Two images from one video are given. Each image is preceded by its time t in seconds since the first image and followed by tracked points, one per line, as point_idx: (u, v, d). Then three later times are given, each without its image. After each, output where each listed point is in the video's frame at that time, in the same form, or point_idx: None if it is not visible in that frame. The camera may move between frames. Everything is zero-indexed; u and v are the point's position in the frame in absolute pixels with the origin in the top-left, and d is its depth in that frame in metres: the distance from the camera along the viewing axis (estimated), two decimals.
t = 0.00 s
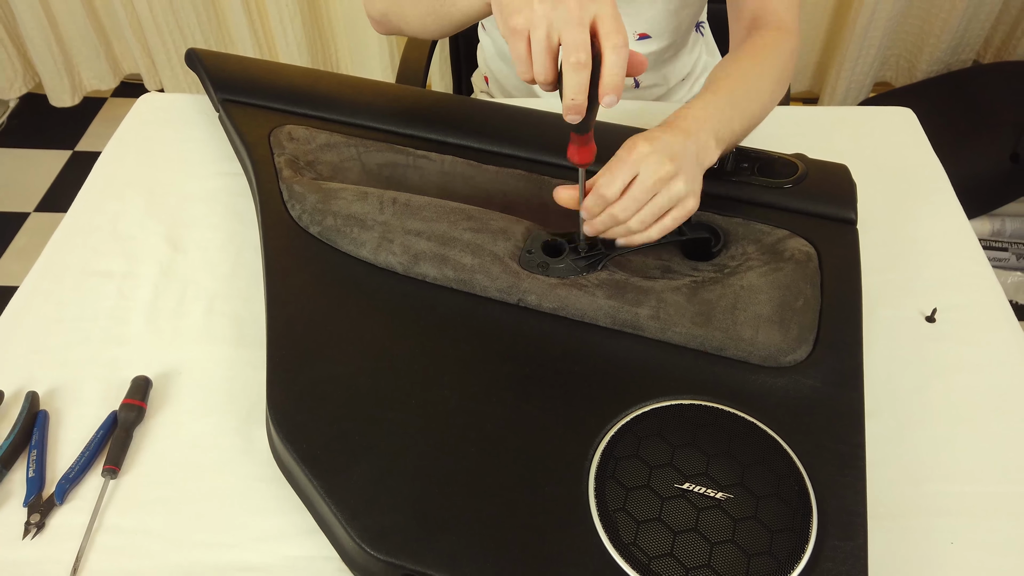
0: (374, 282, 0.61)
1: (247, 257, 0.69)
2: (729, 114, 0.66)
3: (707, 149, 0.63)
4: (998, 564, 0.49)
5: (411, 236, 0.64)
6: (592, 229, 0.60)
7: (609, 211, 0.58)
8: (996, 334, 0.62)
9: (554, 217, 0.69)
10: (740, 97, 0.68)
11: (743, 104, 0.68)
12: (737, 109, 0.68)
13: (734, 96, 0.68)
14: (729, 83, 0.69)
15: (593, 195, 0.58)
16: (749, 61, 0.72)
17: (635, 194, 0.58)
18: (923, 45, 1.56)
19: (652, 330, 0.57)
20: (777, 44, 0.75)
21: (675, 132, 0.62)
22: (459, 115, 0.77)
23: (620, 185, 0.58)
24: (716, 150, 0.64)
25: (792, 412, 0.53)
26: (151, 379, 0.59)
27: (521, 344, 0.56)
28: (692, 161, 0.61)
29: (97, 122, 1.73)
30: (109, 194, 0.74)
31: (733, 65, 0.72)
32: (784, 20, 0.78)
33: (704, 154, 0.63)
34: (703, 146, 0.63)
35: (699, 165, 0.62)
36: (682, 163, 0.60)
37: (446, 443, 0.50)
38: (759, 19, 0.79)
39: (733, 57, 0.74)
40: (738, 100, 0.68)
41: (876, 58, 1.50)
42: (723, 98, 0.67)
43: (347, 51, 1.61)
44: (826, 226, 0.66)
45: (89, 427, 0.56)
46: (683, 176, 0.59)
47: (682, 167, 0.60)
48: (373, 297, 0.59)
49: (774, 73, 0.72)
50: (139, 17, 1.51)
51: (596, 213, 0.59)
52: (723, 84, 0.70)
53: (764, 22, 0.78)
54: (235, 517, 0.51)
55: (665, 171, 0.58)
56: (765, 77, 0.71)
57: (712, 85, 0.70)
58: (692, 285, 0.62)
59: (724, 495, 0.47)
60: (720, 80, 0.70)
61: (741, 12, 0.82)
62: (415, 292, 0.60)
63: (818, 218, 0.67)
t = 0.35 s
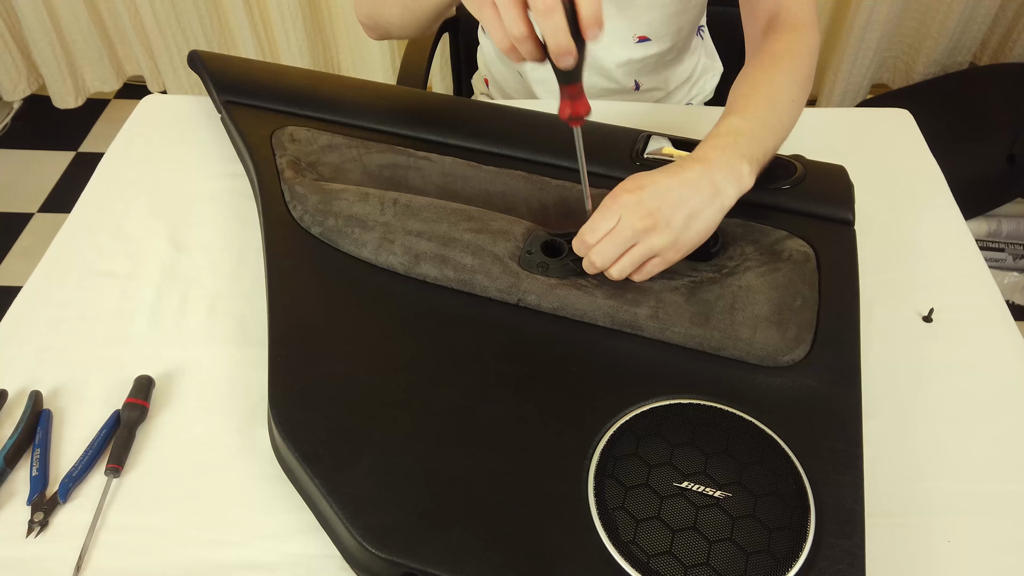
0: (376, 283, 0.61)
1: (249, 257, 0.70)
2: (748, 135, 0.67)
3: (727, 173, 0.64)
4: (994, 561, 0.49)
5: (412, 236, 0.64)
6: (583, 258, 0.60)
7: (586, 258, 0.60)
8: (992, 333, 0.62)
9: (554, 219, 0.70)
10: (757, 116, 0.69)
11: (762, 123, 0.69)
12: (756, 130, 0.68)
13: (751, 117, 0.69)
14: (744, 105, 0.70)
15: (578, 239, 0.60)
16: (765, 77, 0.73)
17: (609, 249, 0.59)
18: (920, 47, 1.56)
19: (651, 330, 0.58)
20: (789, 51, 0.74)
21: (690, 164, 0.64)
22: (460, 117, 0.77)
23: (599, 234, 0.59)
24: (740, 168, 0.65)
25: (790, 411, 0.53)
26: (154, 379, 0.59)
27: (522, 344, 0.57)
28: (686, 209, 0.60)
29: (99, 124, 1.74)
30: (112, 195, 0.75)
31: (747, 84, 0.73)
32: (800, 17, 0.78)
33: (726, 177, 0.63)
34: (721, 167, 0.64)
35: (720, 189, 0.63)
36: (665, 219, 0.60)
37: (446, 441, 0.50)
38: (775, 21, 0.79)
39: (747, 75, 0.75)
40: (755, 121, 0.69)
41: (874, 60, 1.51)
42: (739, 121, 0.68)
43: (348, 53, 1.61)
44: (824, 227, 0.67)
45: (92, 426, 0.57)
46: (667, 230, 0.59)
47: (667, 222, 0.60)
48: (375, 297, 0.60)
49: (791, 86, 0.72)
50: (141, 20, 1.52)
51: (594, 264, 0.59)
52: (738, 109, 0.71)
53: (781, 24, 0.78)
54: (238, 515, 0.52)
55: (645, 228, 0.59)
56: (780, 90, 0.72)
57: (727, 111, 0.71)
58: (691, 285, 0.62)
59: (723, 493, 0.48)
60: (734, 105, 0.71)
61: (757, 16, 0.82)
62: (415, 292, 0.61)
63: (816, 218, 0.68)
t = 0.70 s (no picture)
0: (376, 283, 0.61)
1: (250, 257, 0.70)
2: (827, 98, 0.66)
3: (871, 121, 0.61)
4: (993, 560, 0.49)
5: (412, 237, 0.64)
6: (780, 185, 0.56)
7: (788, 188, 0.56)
8: (992, 333, 0.62)
9: (554, 216, 0.70)
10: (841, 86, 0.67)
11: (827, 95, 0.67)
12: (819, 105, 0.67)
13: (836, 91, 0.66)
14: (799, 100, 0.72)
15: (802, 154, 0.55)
16: (843, 58, 0.71)
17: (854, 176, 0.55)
18: (919, 47, 1.56)
19: (651, 330, 0.58)
20: (822, 44, 0.73)
21: (854, 121, 0.59)
22: (460, 117, 0.77)
23: (815, 170, 0.55)
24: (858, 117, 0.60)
25: (790, 410, 0.53)
26: (154, 379, 0.59)
27: (522, 344, 0.57)
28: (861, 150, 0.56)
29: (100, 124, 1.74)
30: (113, 196, 0.75)
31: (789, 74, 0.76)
32: (824, 13, 0.78)
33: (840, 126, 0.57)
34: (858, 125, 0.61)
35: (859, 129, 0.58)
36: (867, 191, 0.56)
37: (447, 441, 0.50)
38: (801, 24, 0.78)
39: (796, 66, 0.75)
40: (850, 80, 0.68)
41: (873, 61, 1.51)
42: (853, 95, 0.65)
43: (348, 53, 1.62)
44: (823, 227, 0.67)
45: (93, 426, 0.57)
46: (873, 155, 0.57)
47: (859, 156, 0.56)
48: (375, 297, 0.60)
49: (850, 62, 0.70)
50: (142, 21, 1.52)
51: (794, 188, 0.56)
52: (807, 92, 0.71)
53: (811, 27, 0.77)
54: (238, 515, 0.52)
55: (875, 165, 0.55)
56: (842, 65, 0.70)
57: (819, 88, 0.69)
58: (690, 285, 0.62)
59: (722, 493, 0.48)
60: (814, 86, 0.70)
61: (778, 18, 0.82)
62: (416, 292, 0.61)
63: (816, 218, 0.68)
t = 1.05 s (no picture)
0: (376, 283, 0.61)
1: (251, 257, 0.70)
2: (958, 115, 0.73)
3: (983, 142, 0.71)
4: (991, 559, 0.49)
5: (412, 237, 0.64)
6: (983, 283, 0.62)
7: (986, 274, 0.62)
8: (990, 333, 0.63)
9: (554, 217, 0.70)
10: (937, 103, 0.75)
11: (917, 100, 0.76)
12: (913, 108, 0.76)
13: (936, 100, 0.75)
14: (873, 91, 0.81)
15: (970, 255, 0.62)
16: (916, 59, 0.78)
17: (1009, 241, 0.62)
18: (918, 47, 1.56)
19: (650, 330, 0.58)
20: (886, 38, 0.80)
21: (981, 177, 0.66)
22: (460, 117, 0.77)
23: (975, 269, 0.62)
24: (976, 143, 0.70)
25: (789, 410, 0.53)
26: (155, 378, 0.60)
27: (521, 343, 0.57)
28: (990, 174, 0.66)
29: (102, 125, 1.74)
30: (114, 196, 0.75)
31: (875, 64, 0.80)
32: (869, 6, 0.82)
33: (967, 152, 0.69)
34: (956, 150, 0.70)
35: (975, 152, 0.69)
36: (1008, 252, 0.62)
37: (447, 440, 0.50)
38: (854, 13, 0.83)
39: (888, 65, 0.79)
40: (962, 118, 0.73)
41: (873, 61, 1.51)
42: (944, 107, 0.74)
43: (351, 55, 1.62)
44: (823, 227, 0.67)
45: (94, 426, 0.57)
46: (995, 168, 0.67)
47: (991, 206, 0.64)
48: (375, 296, 0.60)
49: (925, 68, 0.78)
50: (144, 22, 1.52)
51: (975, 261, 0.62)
52: (886, 94, 0.79)
53: (865, 21, 0.82)
54: (239, 514, 0.52)
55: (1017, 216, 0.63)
56: (926, 71, 0.77)
57: (905, 97, 0.77)
58: (690, 285, 0.62)
59: (722, 492, 0.48)
60: (882, 88, 0.79)
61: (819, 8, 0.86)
62: (415, 292, 0.61)
63: (815, 218, 0.68)
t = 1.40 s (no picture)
0: (377, 283, 0.62)
1: (252, 257, 0.70)
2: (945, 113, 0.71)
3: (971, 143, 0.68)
4: (988, 557, 0.49)
5: (413, 237, 0.65)
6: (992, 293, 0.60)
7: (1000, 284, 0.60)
8: (988, 333, 0.63)
9: (554, 218, 0.70)
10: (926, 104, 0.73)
11: (903, 101, 0.75)
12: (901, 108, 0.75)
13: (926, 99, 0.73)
14: (860, 100, 0.80)
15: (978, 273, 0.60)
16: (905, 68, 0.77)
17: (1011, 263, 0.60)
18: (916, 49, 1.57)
19: (649, 330, 0.58)
20: (873, 51, 0.80)
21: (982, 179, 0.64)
22: (460, 118, 0.78)
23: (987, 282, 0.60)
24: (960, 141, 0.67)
25: (787, 409, 0.54)
26: (157, 377, 0.60)
27: (521, 343, 0.57)
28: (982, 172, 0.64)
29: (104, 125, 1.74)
30: (116, 197, 0.75)
31: (863, 71, 0.79)
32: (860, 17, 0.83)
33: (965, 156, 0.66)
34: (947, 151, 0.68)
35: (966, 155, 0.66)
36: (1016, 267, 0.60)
37: (448, 439, 0.51)
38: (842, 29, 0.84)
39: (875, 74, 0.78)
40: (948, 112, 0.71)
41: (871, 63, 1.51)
42: (931, 109, 0.73)
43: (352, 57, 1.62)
44: (821, 228, 0.67)
45: (96, 425, 0.57)
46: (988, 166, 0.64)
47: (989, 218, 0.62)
48: (376, 296, 0.60)
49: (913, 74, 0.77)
50: (146, 23, 1.53)
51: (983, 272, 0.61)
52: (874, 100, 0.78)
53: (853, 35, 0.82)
54: (241, 513, 0.52)
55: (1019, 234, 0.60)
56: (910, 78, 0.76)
57: (892, 102, 0.76)
58: (688, 285, 0.63)
59: (721, 491, 0.48)
60: (871, 98, 0.78)
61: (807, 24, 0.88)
62: (416, 292, 0.61)
63: (813, 219, 0.68)
